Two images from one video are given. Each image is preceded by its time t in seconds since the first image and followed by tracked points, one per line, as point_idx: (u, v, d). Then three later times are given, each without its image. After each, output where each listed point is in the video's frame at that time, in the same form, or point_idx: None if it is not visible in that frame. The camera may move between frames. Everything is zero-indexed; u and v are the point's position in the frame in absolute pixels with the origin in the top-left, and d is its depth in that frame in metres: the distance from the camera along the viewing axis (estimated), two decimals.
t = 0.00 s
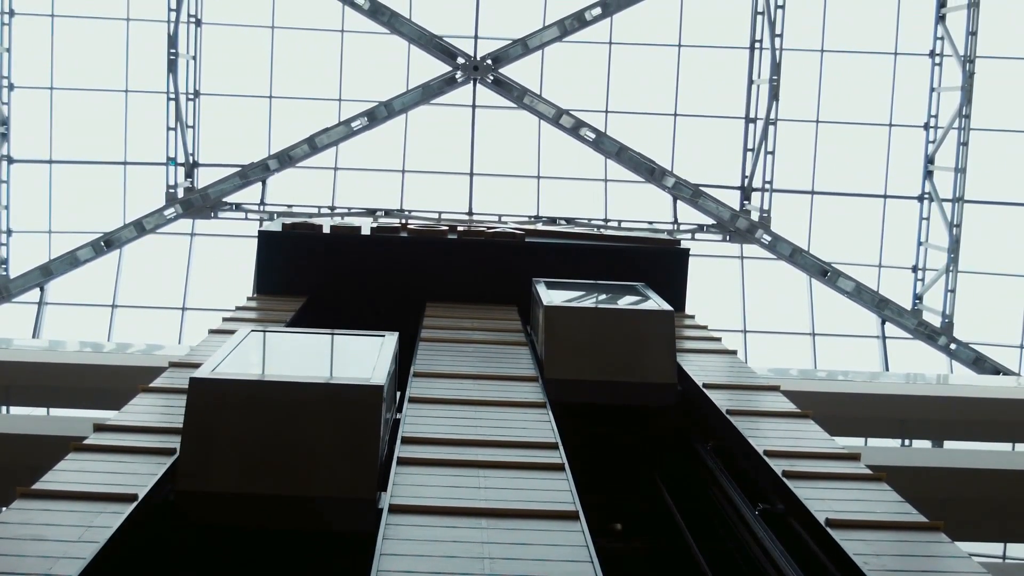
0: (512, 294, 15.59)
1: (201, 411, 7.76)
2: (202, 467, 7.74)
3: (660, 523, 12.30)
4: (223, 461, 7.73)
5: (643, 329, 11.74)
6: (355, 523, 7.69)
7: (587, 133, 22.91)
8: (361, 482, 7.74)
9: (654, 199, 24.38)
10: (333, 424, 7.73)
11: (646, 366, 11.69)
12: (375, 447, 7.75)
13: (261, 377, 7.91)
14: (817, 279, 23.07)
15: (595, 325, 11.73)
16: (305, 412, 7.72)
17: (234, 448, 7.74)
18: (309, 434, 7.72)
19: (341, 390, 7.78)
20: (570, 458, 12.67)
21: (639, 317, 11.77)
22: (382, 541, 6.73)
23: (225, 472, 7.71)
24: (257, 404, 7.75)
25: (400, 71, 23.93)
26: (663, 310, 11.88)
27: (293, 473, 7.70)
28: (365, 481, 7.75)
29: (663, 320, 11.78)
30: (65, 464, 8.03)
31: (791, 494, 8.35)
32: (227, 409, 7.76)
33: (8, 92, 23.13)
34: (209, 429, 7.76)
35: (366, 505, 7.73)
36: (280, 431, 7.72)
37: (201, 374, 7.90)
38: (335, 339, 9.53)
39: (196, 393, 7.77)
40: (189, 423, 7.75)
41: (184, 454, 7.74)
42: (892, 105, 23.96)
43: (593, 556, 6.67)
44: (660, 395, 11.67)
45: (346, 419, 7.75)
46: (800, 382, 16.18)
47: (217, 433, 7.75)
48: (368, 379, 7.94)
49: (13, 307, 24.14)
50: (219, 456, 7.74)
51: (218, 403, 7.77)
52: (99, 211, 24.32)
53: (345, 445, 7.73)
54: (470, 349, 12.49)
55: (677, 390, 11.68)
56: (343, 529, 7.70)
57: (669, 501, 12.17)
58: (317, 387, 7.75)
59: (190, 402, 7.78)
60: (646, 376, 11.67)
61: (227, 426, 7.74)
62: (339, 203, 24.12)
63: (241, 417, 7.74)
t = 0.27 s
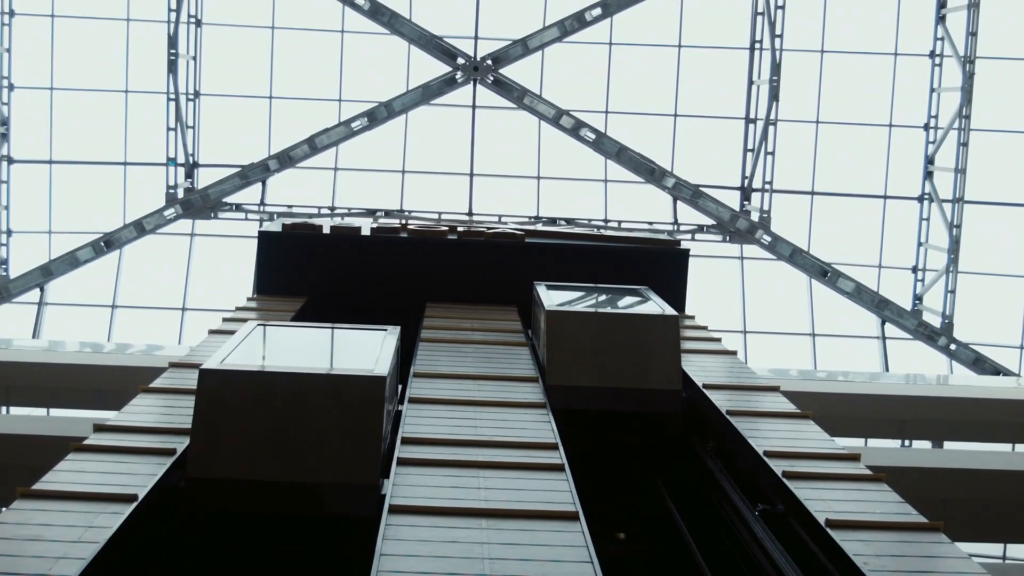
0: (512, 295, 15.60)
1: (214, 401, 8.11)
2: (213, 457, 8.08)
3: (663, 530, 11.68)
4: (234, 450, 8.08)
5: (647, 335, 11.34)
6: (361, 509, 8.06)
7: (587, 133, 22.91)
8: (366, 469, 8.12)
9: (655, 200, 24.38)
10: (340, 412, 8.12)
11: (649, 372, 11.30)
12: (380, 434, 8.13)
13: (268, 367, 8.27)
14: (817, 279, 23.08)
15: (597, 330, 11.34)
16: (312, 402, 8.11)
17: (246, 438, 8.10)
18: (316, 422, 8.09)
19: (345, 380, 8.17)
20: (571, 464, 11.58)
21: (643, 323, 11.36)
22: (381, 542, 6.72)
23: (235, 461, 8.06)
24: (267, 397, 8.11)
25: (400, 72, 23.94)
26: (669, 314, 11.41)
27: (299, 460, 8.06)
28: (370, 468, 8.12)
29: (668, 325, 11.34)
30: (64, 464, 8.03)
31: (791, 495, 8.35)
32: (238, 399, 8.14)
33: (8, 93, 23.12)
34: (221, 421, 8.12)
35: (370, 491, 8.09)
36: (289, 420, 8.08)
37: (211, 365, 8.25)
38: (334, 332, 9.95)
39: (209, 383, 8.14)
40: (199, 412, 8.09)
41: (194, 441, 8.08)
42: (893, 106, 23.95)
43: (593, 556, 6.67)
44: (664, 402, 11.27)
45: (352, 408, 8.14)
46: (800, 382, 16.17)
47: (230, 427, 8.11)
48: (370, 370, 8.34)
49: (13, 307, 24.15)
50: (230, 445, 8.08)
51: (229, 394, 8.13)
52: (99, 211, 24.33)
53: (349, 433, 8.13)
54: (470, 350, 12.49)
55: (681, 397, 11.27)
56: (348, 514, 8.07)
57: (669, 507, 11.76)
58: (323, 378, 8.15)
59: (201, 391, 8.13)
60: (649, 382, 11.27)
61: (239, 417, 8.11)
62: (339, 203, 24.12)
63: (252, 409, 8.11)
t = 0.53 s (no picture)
0: (512, 295, 15.60)
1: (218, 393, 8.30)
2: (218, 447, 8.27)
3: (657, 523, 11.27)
4: (239, 440, 8.28)
5: (650, 341, 11.04)
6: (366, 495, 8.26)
7: (587, 134, 22.91)
8: (370, 456, 8.31)
9: (654, 200, 24.38)
10: (342, 403, 8.31)
11: (653, 377, 10.96)
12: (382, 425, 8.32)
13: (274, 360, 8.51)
14: (817, 280, 23.07)
15: (600, 336, 11.04)
16: (314, 392, 8.30)
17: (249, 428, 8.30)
18: (319, 412, 8.29)
19: (346, 372, 8.37)
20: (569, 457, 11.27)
21: (646, 327, 11.07)
22: (381, 543, 6.73)
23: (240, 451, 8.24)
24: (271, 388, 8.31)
25: (400, 72, 23.94)
26: (672, 320, 11.14)
27: (306, 452, 8.25)
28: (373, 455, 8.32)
29: (671, 331, 11.09)
30: (64, 464, 8.03)
31: (791, 496, 8.34)
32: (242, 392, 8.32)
33: (9, 93, 23.12)
34: (225, 412, 8.32)
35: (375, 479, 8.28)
36: (292, 410, 8.28)
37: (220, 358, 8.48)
38: (334, 326, 10.11)
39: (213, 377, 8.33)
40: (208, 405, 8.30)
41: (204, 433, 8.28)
42: (892, 106, 23.95)
43: (593, 557, 6.67)
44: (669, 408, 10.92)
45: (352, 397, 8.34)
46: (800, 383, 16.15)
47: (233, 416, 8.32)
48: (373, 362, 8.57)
49: (13, 308, 24.16)
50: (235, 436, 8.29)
51: (233, 386, 8.33)
52: (99, 212, 24.34)
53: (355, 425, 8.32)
54: (470, 350, 12.50)
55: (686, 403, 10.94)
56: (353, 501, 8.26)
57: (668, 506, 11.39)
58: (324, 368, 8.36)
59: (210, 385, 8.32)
60: (653, 388, 10.93)
61: (242, 407, 8.32)
62: (339, 204, 24.12)
63: (255, 400, 8.31)
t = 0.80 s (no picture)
0: (512, 296, 15.61)
1: (222, 386, 8.65)
2: (225, 436, 8.65)
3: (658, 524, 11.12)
4: (244, 430, 8.67)
5: (655, 345, 10.71)
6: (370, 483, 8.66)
7: (586, 134, 22.91)
8: (372, 444, 8.73)
9: (655, 201, 24.37)
10: (347, 392, 8.70)
11: (658, 383, 10.66)
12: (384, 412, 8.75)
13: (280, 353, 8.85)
14: (817, 280, 23.07)
15: (603, 341, 10.71)
16: (317, 386, 8.67)
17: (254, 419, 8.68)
18: (322, 403, 8.68)
19: (348, 364, 8.74)
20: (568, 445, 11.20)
21: (650, 332, 10.73)
22: (380, 543, 6.73)
23: (247, 441, 8.64)
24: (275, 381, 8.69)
25: (400, 72, 23.95)
26: (678, 325, 10.81)
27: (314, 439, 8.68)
28: (375, 443, 8.75)
29: (678, 336, 10.73)
30: (63, 464, 8.04)
31: (791, 496, 8.33)
32: (247, 384, 8.68)
33: (9, 93, 23.12)
34: (229, 404, 8.67)
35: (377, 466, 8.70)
36: (297, 400, 8.66)
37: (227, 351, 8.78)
38: (334, 319, 10.40)
39: (218, 371, 8.66)
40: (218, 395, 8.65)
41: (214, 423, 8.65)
42: (893, 106, 23.95)
43: (593, 557, 6.68)
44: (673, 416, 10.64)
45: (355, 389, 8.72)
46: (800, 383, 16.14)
47: (237, 408, 8.68)
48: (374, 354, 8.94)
49: (13, 308, 24.17)
50: (240, 426, 8.67)
51: (238, 379, 8.69)
52: (99, 212, 24.35)
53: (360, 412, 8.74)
54: (469, 350, 12.50)
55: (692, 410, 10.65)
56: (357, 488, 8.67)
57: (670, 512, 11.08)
58: (327, 362, 8.71)
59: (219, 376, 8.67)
60: (657, 395, 10.64)
61: (247, 398, 8.68)
62: (339, 204, 24.12)
63: (259, 392, 8.68)
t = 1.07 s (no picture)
0: (512, 296, 15.61)
1: (229, 379, 8.77)
2: (231, 427, 8.78)
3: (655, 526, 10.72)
4: (249, 420, 8.81)
5: (663, 352, 10.25)
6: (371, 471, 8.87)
7: (586, 134, 22.90)
8: (375, 435, 8.89)
9: (655, 201, 24.36)
10: (351, 384, 8.83)
11: (664, 393, 10.21)
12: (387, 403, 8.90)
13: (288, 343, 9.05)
14: (817, 281, 23.07)
15: (608, 348, 10.22)
16: (321, 378, 8.79)
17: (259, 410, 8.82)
18: (325, 395, 8.81)
19: (350, 357, 8.86)
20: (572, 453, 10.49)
21: (657, 338, 10.26)
22: (380, 543, 6.73)
23: (252, 430, 8.79)
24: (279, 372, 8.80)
25: (400, 73, 23.96)
26: (685, 331, 10.37)
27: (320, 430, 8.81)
28: (378, 433, 8.91)
29: (685, 343, 10.28)
30: (63, 464, 8.03)
31: (790, 496, 8.33)
32: (252, 376, 8.80)
33: (9, 93, 23.11)
34: (234, 395, 8.80)
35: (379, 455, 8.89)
36: (303, 392, 8.79)
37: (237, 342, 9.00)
38: (334, 317, 10.46)
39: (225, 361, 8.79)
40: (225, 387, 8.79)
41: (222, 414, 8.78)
42: (892, 107, 23.96)
43: (592, 557, 6.68)
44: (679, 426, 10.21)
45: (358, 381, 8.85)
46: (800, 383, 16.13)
47: (242, 400, 8.82)
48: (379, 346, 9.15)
49: (13, 307, 24.17)
50: (244, 417, 8.81)
51: (244, 372, 8.80)
52: (99, 211, 24.35)
53: (365, 403, 8.88)
54: (469, 350, 12.50)
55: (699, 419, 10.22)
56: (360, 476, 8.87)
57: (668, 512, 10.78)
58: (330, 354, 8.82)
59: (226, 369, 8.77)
60: (663, 404, 10.20)
61: (253, 389, 8.81)
62: (339, 204, 24.13)
63: (263, 384, 8.80)
